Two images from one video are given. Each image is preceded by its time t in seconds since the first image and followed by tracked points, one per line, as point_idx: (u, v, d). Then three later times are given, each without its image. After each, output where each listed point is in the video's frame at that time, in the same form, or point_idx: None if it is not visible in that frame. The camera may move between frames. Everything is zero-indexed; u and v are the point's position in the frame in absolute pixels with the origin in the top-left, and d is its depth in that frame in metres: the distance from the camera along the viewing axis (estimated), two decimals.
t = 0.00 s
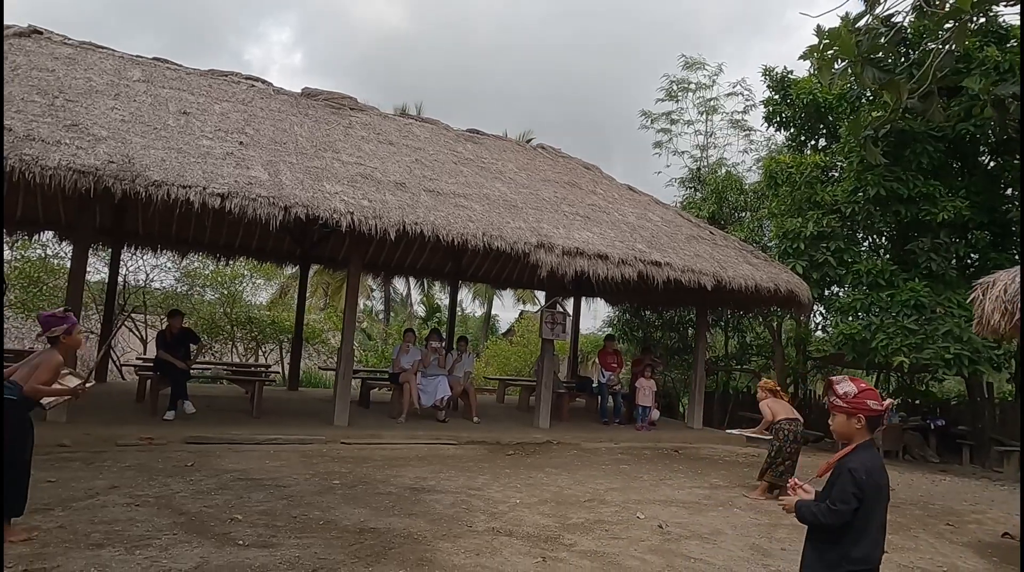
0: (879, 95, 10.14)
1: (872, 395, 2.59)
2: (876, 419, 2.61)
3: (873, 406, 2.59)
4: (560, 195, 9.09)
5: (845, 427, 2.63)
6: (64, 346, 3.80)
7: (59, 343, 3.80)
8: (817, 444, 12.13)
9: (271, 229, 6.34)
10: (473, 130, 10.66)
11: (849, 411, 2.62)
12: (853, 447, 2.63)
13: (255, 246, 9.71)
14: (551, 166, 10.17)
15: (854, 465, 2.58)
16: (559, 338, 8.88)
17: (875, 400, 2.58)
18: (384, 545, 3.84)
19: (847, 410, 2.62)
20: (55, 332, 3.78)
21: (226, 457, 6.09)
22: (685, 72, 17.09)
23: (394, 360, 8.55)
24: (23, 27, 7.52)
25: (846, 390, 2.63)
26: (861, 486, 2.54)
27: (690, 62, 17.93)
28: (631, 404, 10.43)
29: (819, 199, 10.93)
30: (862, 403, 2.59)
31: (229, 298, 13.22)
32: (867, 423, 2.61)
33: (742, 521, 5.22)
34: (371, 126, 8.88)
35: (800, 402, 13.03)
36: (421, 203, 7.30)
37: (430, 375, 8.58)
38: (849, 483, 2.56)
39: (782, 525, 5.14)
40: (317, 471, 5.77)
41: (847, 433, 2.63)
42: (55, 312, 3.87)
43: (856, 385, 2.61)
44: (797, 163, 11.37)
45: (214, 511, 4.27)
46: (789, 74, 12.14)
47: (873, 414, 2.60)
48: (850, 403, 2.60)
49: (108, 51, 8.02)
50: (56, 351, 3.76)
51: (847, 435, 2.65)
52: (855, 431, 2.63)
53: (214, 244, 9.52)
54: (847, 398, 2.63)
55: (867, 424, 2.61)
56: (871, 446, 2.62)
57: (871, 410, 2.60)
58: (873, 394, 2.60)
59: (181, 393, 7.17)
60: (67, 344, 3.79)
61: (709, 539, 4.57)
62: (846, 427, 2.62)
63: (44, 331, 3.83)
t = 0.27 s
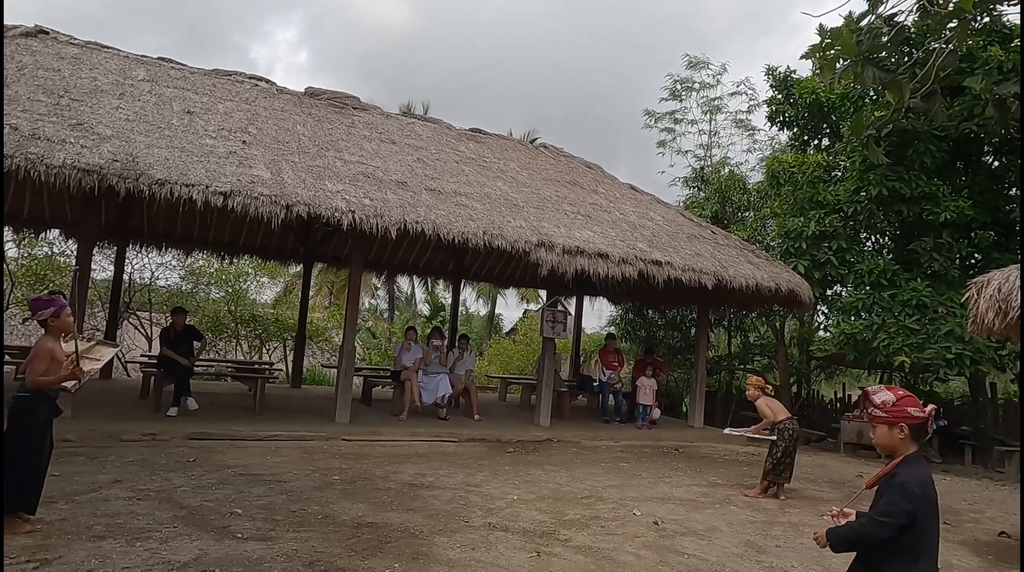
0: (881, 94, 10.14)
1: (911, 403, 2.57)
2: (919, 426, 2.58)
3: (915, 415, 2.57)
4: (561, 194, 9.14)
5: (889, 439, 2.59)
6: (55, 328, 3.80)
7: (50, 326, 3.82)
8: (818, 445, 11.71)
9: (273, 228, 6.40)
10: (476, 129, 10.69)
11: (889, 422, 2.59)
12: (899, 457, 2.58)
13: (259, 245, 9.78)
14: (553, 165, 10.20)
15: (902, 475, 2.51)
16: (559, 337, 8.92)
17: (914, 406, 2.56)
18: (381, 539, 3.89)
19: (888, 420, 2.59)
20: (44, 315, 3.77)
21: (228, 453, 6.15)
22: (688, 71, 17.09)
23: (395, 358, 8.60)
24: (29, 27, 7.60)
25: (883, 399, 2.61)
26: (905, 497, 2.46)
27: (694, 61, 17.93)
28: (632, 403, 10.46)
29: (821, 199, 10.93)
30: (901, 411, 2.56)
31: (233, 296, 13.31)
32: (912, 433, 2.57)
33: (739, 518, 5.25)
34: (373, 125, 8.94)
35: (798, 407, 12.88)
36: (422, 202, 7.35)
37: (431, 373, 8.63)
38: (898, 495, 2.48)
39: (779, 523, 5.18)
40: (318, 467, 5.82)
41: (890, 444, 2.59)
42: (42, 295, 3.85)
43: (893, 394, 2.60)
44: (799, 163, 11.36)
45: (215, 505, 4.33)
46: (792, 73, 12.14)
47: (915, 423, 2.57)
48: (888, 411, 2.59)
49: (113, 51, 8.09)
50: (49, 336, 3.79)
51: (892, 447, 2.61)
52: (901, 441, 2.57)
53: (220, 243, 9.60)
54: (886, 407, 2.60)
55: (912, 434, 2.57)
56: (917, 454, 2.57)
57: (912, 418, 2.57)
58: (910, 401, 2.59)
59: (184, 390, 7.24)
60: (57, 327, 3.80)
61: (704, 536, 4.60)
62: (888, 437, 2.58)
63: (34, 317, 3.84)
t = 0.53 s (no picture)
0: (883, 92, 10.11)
1: (947, 392, 2.46)
2: (951, 418, 2.47)
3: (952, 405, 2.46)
4: (561, 192, 9.15)
5: (917, 427, 2.50)
6: (57, 326, 3.84)
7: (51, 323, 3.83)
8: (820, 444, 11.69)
9: (271, 225, 6.43)
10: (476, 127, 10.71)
11: (922, 409, 2.50)
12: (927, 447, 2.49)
13: (261, 243, 9.83)
14: (553, 163, 10.22)
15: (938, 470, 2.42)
16: (559, 335, 8.94)
17: (950, 397, 2.45)
18: (372, 534, 3.92)
19: (920, 408, 2.49)
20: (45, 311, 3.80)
21: (226, 448, 6.19)
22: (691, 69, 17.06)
23: (395, 355, 8.64)
24: (31, 26, 7.65)
25: (918, 386, 2.51)
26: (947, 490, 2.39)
27: (697, 59, 17.89)
28: (632, 401, 10.47)
29: (823, 197, 10.91)
30: (937, 399, 2.46)
31: (236, 294, 13.37)
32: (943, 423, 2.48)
33: (733, 515, 5.26)
34: (373, 123, 8.96)
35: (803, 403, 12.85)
36: (420, 199, 7.37)
37: (430, 370, 8.67)
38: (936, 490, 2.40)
39: (773, 520, 5.18)
40: (315, 463, 5.86)
41: (920, 433, 2.50)
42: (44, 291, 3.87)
43: (929, 381, 2.50)
44: (800, 160, 11.34)
45: (209, 500, 4.37)
46: (794, 71, 12.11)
47: (948, 412, 2.47)
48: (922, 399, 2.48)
49: (114, 49, 8.14)
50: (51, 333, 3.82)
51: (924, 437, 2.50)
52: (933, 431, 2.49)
53: (221, 240, 9.65)
54: (920, 394, 2.50)
55: (943, 424, 2.47)
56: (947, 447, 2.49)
57: (947, 407, 2.47)
58: (947, 391, 2.48)
59: (184, 386, 7.28)
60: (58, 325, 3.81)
61: (697, 532, 4.62)
62: (918, 425, 2.49)
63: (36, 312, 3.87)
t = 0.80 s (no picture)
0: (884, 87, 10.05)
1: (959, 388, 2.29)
2: (961, 414, 2.31)
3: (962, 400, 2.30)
4: (559, 188, 9.14)
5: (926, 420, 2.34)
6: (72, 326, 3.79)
7: (66, 324, 3.79)
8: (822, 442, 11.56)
9: (267, 221, 6.44)
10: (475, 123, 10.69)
11: (931, 403, 2.34)
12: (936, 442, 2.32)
13: (261, 240, 9.85)
14: (552, 160, 10.20)
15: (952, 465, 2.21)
16: (557, 331, 8.93)
17: (961, 392, 2.30)
18: (360, 528, 3.92)
19: (929, 402, 2.33)
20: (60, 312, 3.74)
21: (221, 444, 6.21)
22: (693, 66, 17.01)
23: (393, 351, 8.64)
24: (29, 24, 7.67)
25: (929, 378, 2.33)
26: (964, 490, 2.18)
27: (699, 55, 17.83)
28: (632, 398, 10.46)
29: (824, 193, 10.86)
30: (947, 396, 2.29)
31: (238, 291, 13.41)
32: (953, 419, 2.30)
33: (726, 511, 5.24)
34: (371, 120, 8.96)
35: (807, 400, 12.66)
36: (416, 195, 7.37)
37: (428, 366, 8.67)
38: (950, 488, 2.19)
39: (766, 516, 5.16)
40: (309, 458, 5.86)
41: (927, 427, 2.34)
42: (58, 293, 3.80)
43: (940, 375, 2.32)
44: (802, 157, 11.28)
45: (199, 494, 4.38)
46: (796, 66, 12.04)
47: (958, 409, 2.30)
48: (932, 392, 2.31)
49: (112, 46, 8.15)
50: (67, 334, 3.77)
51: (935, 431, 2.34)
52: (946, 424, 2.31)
53: (221, 238, 9.67)
54: (930, 388, 2.33)
55: (952, 421, 2.30)
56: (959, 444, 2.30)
57: (957, 404, 2.30)
58: (957, 385, 2.32)
59: (181, 383, 7.30)
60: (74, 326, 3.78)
61: (688, 528, 4.60)
62: (925, 419, 2.34)
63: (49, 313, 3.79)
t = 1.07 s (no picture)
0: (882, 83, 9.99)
1: (969, 391, 2.36)
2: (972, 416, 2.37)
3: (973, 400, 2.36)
4: (555, 185, 9.11)
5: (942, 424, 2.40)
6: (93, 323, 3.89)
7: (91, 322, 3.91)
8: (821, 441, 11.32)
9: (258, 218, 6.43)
10: (472, 121, 10.66)
11: (942, 408, 2.40)
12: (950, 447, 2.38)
13: (258, 238, 9.85)
14: (549, 157, 10.17)
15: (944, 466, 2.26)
16: (553, 329, 8.90)
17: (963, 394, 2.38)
18: (347, 526, 3.90)
19: (940, 406, 2.40)
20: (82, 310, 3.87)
21: (214, 442, 6.20)
22: (693, 63, 16.95)
23: (388, 349, 8.62)
24: (23, 22, 7.67)
25: (939, 383, 2.41)
26: (960, 491, 2.19)
27: (699, 52, 17.78)
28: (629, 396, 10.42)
29: (822, 189, 10.80)
30: (956, 399, 2.36)
31: (237, 290, 13.40)
32: (966, 421, 2.36)
33: (718, 509, 5.21)
34: (366, 118, 8.94)
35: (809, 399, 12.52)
36: (410, 193, 7.35)
37: (423, 364, 8.65)
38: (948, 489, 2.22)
39: (758, 514, 5.14)
40: (300, 456, 5.85)
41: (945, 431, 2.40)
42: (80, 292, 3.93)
43: (949, 379, 2.40)
44: (800, 153, 11.23)
45: (187, 492, 4.37)
46: (794, 63, 11.99)
47: (970, 412, 2.36)
48: (941, 396, 2.39)
49: (106, 45, 8.15)
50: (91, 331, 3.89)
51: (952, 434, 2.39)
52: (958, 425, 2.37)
53: (218, 236, 9.66)
54: (941, 392, 2.40)
55: (965, 423, 2.36)
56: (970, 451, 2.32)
57: (968, 406, 2.36)
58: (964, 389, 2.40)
59: (175, 381, 7.29)
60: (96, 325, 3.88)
61: (678, 526, 4.57)
62: (939, 424, 2.40)
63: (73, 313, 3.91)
